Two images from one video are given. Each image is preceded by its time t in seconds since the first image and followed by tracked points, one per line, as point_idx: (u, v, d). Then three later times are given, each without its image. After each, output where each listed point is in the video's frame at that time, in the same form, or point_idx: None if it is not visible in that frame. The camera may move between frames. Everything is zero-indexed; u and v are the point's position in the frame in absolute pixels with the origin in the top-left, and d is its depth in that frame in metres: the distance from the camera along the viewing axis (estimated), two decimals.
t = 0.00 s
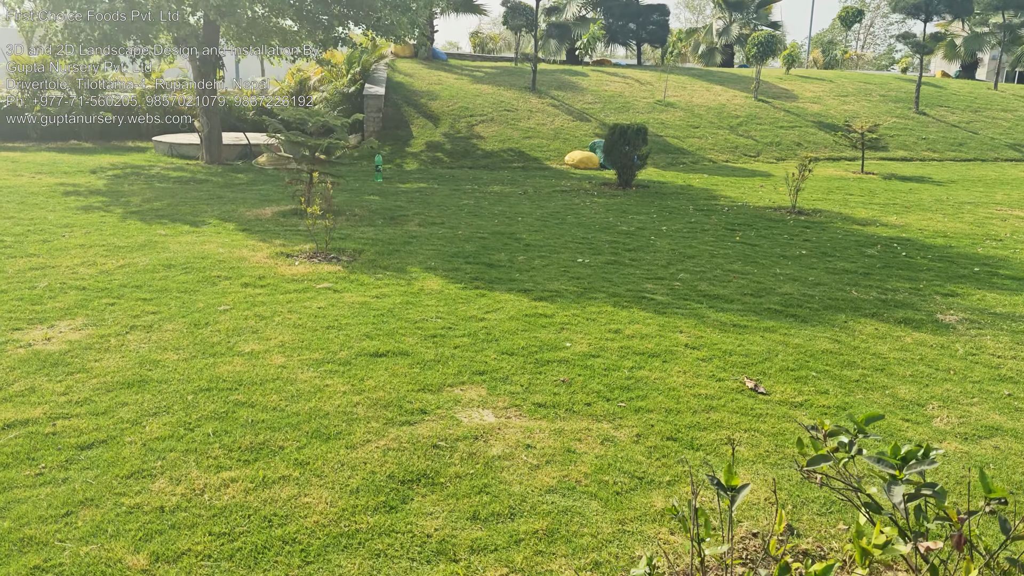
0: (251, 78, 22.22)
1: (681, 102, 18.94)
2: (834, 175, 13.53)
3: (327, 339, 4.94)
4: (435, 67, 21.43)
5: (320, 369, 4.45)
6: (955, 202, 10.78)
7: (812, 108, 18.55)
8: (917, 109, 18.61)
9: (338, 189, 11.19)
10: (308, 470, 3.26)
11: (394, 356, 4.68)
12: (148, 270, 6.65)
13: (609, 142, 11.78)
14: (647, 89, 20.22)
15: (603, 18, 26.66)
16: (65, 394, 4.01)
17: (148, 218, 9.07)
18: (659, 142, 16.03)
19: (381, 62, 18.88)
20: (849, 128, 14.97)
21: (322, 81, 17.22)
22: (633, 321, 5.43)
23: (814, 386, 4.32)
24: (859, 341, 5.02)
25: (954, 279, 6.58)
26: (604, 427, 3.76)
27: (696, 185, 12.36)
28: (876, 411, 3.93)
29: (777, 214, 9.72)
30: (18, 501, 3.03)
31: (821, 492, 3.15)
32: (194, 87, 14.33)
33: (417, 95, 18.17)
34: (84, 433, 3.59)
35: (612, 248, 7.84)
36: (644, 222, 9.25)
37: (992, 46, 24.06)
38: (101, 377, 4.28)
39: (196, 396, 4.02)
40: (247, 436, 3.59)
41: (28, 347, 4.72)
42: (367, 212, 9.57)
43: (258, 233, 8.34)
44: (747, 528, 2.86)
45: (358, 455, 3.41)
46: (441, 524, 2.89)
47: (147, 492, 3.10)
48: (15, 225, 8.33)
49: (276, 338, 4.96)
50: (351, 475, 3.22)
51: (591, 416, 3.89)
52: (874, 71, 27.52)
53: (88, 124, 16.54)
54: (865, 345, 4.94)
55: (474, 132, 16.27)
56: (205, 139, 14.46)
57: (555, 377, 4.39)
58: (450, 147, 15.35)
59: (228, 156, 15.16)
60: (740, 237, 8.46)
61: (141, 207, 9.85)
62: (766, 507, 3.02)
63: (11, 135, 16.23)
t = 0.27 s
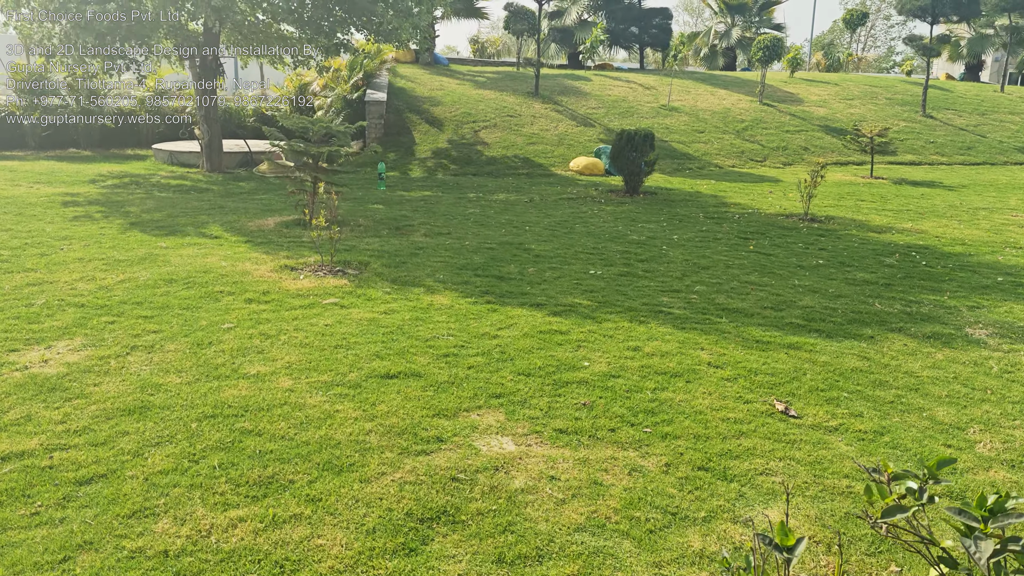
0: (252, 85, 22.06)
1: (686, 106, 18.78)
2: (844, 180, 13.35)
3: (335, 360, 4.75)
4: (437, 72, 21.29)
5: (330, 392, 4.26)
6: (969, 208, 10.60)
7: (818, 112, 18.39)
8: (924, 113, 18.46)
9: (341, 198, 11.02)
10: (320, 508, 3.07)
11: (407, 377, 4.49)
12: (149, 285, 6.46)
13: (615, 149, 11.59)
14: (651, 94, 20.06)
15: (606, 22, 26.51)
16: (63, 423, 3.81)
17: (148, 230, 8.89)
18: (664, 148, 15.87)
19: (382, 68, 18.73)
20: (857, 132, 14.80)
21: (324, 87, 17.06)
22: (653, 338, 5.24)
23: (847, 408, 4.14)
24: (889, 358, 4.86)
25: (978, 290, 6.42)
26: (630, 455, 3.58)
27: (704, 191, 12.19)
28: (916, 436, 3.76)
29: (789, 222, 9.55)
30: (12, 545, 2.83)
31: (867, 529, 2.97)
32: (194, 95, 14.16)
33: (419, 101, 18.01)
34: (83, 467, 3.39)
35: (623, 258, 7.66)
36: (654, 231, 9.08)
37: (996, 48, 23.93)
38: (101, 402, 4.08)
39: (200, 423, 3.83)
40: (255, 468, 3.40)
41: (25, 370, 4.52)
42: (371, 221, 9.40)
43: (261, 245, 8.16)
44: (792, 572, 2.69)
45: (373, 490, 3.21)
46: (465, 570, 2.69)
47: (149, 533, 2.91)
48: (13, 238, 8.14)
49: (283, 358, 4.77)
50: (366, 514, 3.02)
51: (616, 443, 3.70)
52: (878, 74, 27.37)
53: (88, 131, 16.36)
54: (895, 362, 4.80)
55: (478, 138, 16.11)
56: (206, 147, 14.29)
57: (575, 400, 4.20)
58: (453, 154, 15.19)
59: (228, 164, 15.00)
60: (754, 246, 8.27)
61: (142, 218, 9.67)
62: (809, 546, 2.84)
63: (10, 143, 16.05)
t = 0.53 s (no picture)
0: (251, 87, 21.87)
1: (690, 108, 18.64)
2: (852, 182, 13.22)
3: (347, 375, 4.57)
4: (438, 75, 21.13)
5: (342, 410, 4.08)
6: (982, 211, 10.47)
7: (823, 114, 18.26)
8: (929, 114, 18.34)
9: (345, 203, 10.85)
10: (338, 539, 2.90)
11: (422, 393, 4.32)
12: (151, 296, 6.28)
13: (622, 153, 11.44)
14: (654, 96, 19.93)
15: (608, 23, 26.38)
16: (63, 445, 3.62)
17: (149, 237, 8.71)
18: (669, 151, 15.73)
19: (383, 70, 18.56)
20: (863, 134, 14.68)
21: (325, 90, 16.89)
22: (674, 349, 5.07)
23: (883, 426, 3.99)
24: (919, 370, 4.76)
25: (1001, 297, 6.30)
26: (661, 478, 3.40)
27: (712, 195, 12.05)
28: (957, 457, 3.64)
29: (801, 226, 9.40)
30: None
31: (918, 560, 2.81)
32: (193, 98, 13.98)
33: (421, 104, 17.86)
34: (86, 494, 3.21)
35: (636, 265, 7.50)
36: (664, 236, 8.92)
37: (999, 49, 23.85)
38: (103, 422, 3.90)
39: (207, 445, 3.65)
40: (267, 495, 3.22)
41: (23, 388, 4.33)
42: (376, 228, 9.24)
43: (265, 252, 7.99)
44: None
45: (394, 518, 3.04)
46: None
47: (157, 569, 2.73)
48: (11, 247, 7.96)
49: (291, 373, 4.59)
50: (388, 546, 2.85)
51: (644, 464, 3.53)
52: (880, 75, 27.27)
53: (86, 136, 16.17)
54: (927, 374, 4.71)
55: (481, 141, 15.96)
56: (206, 152, 14.11)
57: (598, 417, 4.02)
58: (457, 158, 15.04)
59: (228, 169, 14.84)
60: (767, 251, 8.13)
61: (142, 225, 9.49)
62: None
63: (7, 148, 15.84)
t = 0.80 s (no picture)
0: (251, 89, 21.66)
1: (695, 109, 18.50)
2: (862, 183, 13.07)
3: (363, 387, 4.38)
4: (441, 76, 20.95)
5: (361, 424, 3.90)
6: (997, 212, 10.33)
7: (828, 114, 18.13)
8: (935, 114, 18.22)
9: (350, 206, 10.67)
10: (365, 569, 2.72)
11: (444, 405, 4.14)
12: (155, 304, 6.09)
13: (630, 155, 11.28)
14: (658, 96, 19.78)
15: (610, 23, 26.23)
16: (68, 466, 3.43)
17: (151, 242, 8.52)
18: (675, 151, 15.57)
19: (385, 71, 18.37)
20: (871, 134, 14.54)
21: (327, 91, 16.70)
22: (701, 357, 4.90)
23: (926, 439, 3.82)
24: (957, 379, 4.59)
25: None
26: (702, 497, 3.23)
27: (722, 196, 11.89)
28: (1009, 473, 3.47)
29: (816, 228, 9.24)
30: None
31: None
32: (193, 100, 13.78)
33: (424, 105, 17.68)
34: (94, 519, 3.02)
35: (652, 268, 7.33)
36: (678, 238, 8.76)
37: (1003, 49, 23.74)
38: (111, 439, 3.72)
39: (220, 465, 3.46)
40: (286, 519, 3.03)
41: (25, 403, 4.14)
42: (384, 231, 9.06)
43: (271, 257, 7.81)
44: None
45: (423, 545, 2.86)
46: None
47: None
48: (10, 252, 7.76)
49: (306, 386, 4.41)
50: None
51: (682, 482, 3.35)
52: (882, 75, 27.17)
53: (85, 138, 15.97)
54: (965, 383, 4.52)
55: (485, 143, 15.78)
56: (206, 154, 13.92)
57: (629, 430, 3.84)
58: (461, 159, 14.87)
59: (229, 171, 14.65)
60: (784, 254, 7.96)
61: (143, 229, 9.29)
62: None
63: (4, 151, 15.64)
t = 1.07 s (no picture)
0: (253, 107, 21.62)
1: (701, 122, 18.43)
2: (874, 196, 12.95)
3: (386, 421, 4.21)
4: (444, 92, 20.92)
5: (387, 463, 3.72)
6: (1015, 225, 10.18)
7: (834, 126, 18.05)
8: (942, 125, 18.15)
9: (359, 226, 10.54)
10: None
11: (472, 440, 3.97)
12: (163, 333, 5.93)
13: (642, 171, 11.18)
14: (663, 110, 19.73)
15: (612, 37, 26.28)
16: (79, 515, 3.25)
17: (157, 266, 8.37)
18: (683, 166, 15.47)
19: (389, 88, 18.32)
20: (881, 147, 14.44)
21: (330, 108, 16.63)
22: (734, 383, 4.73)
23: (981, 470, 3.64)
24: (1003, 404, 4.41)
25: None
26: (753, 541, 3.05)
27: (734, 211, 11.76)
28: None
29: (834, 243, 9.09)
30: None
31: None
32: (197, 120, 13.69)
33: (428, 122, 17.62)
34: None
35: (672, 288, 7.18)
36: (695, 255, 8.61)
37: (1005, 58, 23.76)
38: (121, 483, 3.54)
39: (240, 512, 3.28)
40: (314, 574, 2.85)
41: (31, 445, 3.96)
42: (395, 252, 8.91)
43: (281, 281, 7.65)
44: None
45: None
46: None
47: None
48: (13, 279, 7.61)
49: (326, 420, 4.23)
50: None
51: (730, 524, 3.18)
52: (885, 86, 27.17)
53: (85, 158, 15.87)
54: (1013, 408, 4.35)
55: (491, 159, 15.69)
56: (210, 174, 13.81)
57: (668, 466, 3.67)
58: (468, 176, 14.76)
59: (233, 191, 14.53)
60: (805, 270, 7.81)
61: (149, 252, 9.15)
62: None
63: (4, 172, 15.53)
